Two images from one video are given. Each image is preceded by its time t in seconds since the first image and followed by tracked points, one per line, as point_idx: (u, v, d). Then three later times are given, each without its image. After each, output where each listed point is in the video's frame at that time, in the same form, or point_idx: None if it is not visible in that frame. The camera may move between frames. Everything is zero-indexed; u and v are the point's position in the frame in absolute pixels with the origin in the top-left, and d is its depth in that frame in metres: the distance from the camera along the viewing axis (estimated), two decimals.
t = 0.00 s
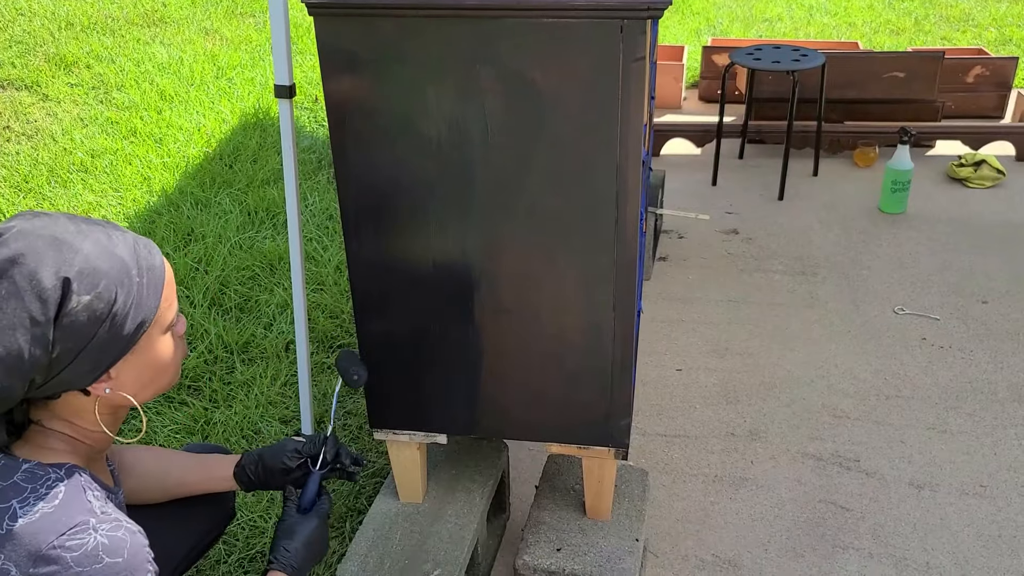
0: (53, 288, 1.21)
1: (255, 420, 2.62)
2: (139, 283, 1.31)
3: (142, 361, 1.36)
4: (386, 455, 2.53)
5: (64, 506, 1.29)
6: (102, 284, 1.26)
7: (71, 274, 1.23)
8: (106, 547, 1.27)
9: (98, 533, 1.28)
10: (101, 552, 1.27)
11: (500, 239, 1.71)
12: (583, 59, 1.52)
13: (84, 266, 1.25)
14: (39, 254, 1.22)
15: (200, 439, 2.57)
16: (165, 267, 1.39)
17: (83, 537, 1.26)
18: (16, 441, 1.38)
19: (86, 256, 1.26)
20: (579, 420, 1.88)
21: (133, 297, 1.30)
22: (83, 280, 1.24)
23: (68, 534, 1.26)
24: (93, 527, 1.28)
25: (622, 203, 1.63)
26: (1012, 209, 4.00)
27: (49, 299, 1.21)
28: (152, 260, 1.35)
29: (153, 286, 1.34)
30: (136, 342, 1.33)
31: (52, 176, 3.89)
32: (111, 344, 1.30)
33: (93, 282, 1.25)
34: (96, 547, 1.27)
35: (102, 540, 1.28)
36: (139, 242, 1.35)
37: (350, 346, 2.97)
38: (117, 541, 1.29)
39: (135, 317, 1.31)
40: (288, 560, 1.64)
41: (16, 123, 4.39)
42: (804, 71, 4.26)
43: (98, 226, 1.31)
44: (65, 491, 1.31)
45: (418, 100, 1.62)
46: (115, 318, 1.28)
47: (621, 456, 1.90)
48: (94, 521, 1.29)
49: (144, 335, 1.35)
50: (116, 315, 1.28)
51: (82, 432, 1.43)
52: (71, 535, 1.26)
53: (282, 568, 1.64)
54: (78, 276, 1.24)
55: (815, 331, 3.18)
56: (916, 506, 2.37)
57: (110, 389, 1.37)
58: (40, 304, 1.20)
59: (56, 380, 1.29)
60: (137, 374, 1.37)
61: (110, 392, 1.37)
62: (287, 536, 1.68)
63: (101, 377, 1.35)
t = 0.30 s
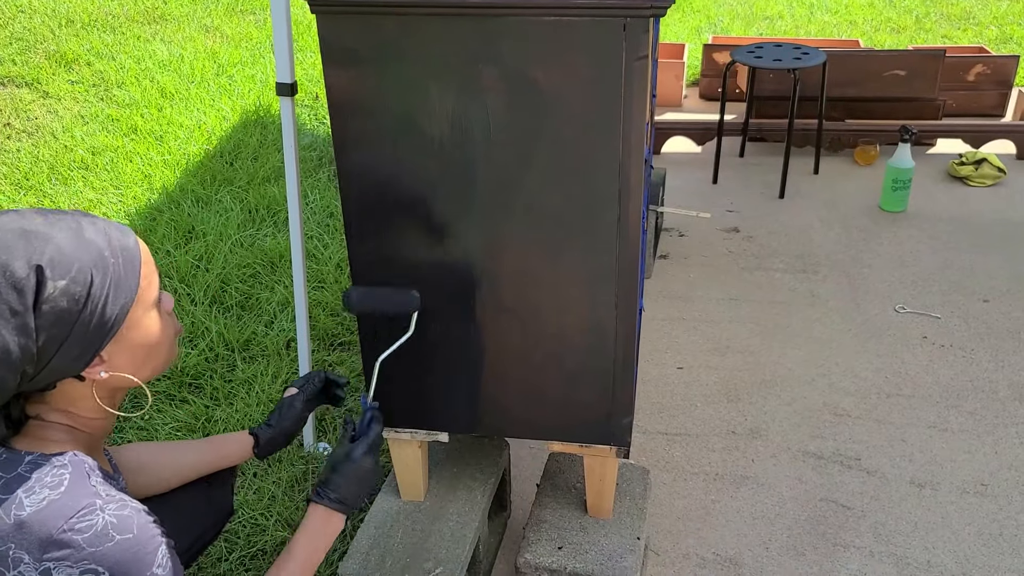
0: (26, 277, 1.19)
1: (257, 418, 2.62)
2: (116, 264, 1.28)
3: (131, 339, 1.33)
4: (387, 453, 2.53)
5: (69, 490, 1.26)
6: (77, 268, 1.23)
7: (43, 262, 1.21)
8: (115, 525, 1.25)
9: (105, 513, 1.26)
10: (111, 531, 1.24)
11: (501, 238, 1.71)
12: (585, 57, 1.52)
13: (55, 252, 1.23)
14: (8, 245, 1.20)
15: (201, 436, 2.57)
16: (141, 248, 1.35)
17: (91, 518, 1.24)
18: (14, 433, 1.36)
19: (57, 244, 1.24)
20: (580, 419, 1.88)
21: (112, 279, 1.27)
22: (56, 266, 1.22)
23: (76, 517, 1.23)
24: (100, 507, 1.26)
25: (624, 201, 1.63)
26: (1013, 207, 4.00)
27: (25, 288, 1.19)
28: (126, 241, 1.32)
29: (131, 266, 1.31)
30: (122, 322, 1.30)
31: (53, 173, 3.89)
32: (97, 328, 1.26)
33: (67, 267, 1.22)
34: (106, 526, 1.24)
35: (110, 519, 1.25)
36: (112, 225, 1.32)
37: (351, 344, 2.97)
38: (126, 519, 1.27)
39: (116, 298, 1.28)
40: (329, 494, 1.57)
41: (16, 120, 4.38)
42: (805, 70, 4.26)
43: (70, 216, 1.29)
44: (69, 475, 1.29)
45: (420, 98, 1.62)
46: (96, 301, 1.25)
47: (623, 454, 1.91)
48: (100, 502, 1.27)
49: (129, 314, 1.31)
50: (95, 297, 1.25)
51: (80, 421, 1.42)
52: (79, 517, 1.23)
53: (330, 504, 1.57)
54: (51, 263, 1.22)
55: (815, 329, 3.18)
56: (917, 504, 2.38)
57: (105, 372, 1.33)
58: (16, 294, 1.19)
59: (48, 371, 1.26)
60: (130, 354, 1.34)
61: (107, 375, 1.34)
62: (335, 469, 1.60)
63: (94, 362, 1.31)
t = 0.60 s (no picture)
0: None
1: (258, 416, 2.61)
2: (83, 244, 1.27)
3: (105, 319, 1.31)
4: (389, 451, 2.53)
5: (52, 455, 1.22)
6: (40, 249, 1.22)
7: (5, 244, 1.20)
8: (102, 477, 1.21)
9: (89, 469, 1.21)
10: (100, 483, 1.20)
11: (504, 238, 1.71)
12: (588, 56, 1.52)
13: (17, 235, 1.21)
14: None
15: (203, 435, 2.56)
16: (111, 229, 1.33)
17: (76, 476, 1.20)
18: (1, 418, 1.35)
19: (20, 226, 1.22)
20: (582, 418, 1.87)
21: (79, 260, 1.25)
22: (18, 247, 1.20)
23: (63, 477, 1.19)
24: (83, 464, 1.22)
25: (628, 199, 1.63)
26: (1015, 207, 4.00)
27: None
28: (92, 221, 1.30)
29: (98, 246, 1.29)
30: (94, 302, 1.28)
31: (54, 172, 3.89)
32: (66, 309, 1.25)
33: (30, 248, 1.21)
34: (92, 480, 1.20)
35: (95, 473, 1.21)
36: (79, 207, 1.31)
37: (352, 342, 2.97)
38: (112, 469, 1.22)
39: (84, 277, 1.26)
40: (353, 344, 1.52)
41: (17, 119, 4.38)
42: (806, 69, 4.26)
43: (35, 200, 1.28)
44: (51, 441, 1.24)
45: (424, 95, 1.62)
46: (63, 281, 1.23)
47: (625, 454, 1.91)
48: (84, 460, 1.23)
49: (101, 294, 1.29)
50: (62, 278, 1.23)
51: (67, 403, 1.39)
52: (64, 477, 1.19)
53: (355, 353, 1.51)
54: (14, 245, 1.20)
55: (817, 328, 3.18)
56: (919, 504, 2.38)
57: (83, 352, 1.31)
58: None
59: (22, 355, 1.25)
60: (106, 334, 1.32)
61: (85, 355, 1.32)
62: (352, 317, 1.54)
63: (69, 343, 1.29)
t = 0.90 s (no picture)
0: None
1: (259, 414, 2.61)
2: (74, 230, 1.27)
3: (98, 306, 1.31)
4: (390, 450, 2.52)
5: (49, 429, 1.24)
6: (30, 234, 1.22)
7: None
8: (95, 443, 1.24)
9: (83, 438, 1.24)
10: (94, 449, 1.23)
11: (506, 235, 1.70)
12: (591, 55, 1.51)
13: (8, 221, 1.22)
14: None
15: (203, 433, 2.56)
16: (105, 216, 1.34)
17: (70, 446, 1.23)
18: None
19: (11, 213, 1.23)
20: (586, 417, 1.87)
21: (69, 245, 1.25)
22: (8, 233, 1.21)
23: (58, 448, 1.22)
24: (77, 434, 1.24)
25: (630, 196, 1.62)
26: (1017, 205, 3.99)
27: None
28: (84, 208, 1.30)
29: (90, 231, 1.29)
30: (86, 288, 1.28)
31: (55, 170, 3.88)
32: (57, 293, 1.25)
33: (20, 234, 1.22)
34: (86, 448, 1.23)
35: (88, 441, 1.24)
36: (72, 194, 1.32)
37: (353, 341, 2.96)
38: (105, 436, 1.25)
39: (75, 263, 1.26)
40: (348, 274, 1.52)
41: (17, 117, 4.37)
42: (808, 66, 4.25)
43: (30, 188, 1.30)
44: (48, 417, 1.27)
45: (425, 91, 1.61)
46: (53, 266, 1.23)
47: (627, 453, 1.90)
48: (78, 430, 1.25)
49: (93, 281, 1.29)
50: (52, 263, 1.23)
51: (67, 387, 1.41)
52: (60, 448, 1.22)
53: (349, 283, 1.51)
54: (4, 231, 1.21)
55: (818, 326, 3.18)
56: (921, 503, 2.37)
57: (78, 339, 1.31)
58: None
59: (16, 338, 1.26)
60: (99, 320, 1.32)
61: (79, 341, 1.32)
62: (346, 248, 1.54)
63: (63, 328, 1.30)
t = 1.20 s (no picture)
0: None
1: (258, 413, 2.60)
2: (91, 232, 1.26)
3: (108, 309, 1.31)
4: (390, 448, 2.51)
5: (57, 434, 1.24)
6: (49, 234, 1.21)
7: (15, 227, 1.19)
8: (105, 453, 1.24)
9: (92, 446, 1.24)
10: (103, 458, 1.23)
11: (506, 233, 1.69)
12: (591, 51, 1.50)
13: (27, 219, 1.20)
14: None
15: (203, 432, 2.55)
16: (119, 219, 1.33)
17: (79, 453, 1.22)
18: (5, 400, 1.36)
19: (31, 211, 1.22)
20: (586, 416, 1.86)
21: (86, 246, 1.25)
22: (28, 232, 1.20)
23: (66, 454, 1.22)
24: (86, 442, 1.24)
25: (631, 195, 1.61)
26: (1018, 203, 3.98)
27: None
28: (102, 211, 1.30)
29: (106, 234, 1.28)
30: (98, 290, 1.28)
31: (53, 167, 3.87)
32: (71, 294, 1.24)
33: (40, 233, 1.20)
34: (95, 457, 1.23)
35: (98, 450, 1.24)
36: (88, 195, 1.30)
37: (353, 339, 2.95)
38: (114, 445, 1.25)
39: (90, 266, 1.25)
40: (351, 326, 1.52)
41: (16, 114, 4.36)
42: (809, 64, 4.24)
43: (46, 186, 1.28)
44: (56, 422, 1.26)
45: (425, 89, 1.60)
46: (69, 267, 1.23)
47: (628, 451, 1.89)
48: (87, 437, 1.25)
49: (105, 284, 1.29)
50: (69, 264, 1.23)
51: (72, 387, 1.40)
52: (69, 454, 1.22)
53: (350, 334, 1.51)
54: (23, 228, 1.20)
55: (819, 324, 3.17)
56: (923, 502, 2.36)
57: (84, 340, 1.32)
58: None
59: (23, 336, 1.24)
60: (109, 323, 1.32)
61: (85, 342, 1.32)
62: (351, 300, 1.53)
63: (71, 329, 1.29)
